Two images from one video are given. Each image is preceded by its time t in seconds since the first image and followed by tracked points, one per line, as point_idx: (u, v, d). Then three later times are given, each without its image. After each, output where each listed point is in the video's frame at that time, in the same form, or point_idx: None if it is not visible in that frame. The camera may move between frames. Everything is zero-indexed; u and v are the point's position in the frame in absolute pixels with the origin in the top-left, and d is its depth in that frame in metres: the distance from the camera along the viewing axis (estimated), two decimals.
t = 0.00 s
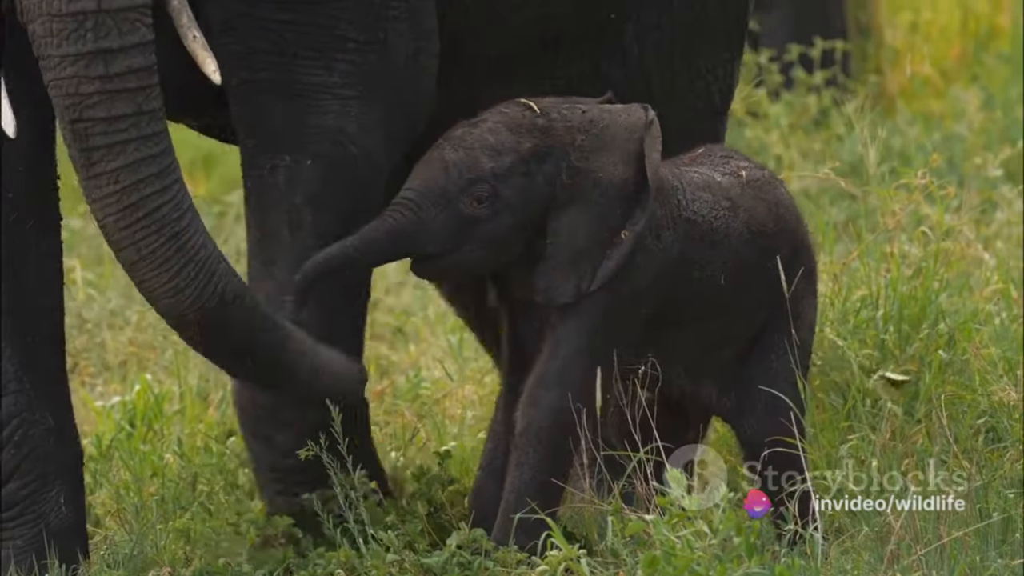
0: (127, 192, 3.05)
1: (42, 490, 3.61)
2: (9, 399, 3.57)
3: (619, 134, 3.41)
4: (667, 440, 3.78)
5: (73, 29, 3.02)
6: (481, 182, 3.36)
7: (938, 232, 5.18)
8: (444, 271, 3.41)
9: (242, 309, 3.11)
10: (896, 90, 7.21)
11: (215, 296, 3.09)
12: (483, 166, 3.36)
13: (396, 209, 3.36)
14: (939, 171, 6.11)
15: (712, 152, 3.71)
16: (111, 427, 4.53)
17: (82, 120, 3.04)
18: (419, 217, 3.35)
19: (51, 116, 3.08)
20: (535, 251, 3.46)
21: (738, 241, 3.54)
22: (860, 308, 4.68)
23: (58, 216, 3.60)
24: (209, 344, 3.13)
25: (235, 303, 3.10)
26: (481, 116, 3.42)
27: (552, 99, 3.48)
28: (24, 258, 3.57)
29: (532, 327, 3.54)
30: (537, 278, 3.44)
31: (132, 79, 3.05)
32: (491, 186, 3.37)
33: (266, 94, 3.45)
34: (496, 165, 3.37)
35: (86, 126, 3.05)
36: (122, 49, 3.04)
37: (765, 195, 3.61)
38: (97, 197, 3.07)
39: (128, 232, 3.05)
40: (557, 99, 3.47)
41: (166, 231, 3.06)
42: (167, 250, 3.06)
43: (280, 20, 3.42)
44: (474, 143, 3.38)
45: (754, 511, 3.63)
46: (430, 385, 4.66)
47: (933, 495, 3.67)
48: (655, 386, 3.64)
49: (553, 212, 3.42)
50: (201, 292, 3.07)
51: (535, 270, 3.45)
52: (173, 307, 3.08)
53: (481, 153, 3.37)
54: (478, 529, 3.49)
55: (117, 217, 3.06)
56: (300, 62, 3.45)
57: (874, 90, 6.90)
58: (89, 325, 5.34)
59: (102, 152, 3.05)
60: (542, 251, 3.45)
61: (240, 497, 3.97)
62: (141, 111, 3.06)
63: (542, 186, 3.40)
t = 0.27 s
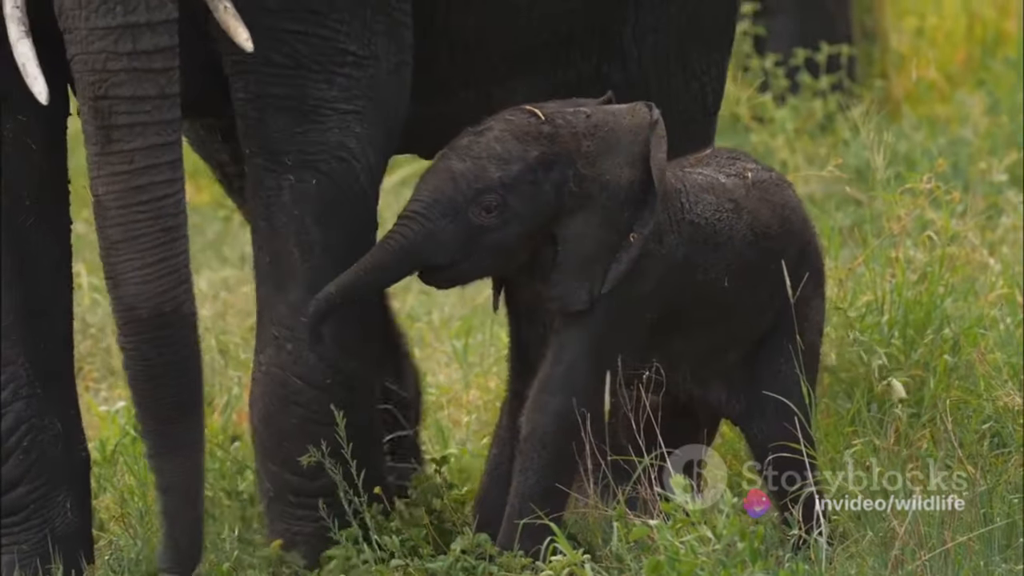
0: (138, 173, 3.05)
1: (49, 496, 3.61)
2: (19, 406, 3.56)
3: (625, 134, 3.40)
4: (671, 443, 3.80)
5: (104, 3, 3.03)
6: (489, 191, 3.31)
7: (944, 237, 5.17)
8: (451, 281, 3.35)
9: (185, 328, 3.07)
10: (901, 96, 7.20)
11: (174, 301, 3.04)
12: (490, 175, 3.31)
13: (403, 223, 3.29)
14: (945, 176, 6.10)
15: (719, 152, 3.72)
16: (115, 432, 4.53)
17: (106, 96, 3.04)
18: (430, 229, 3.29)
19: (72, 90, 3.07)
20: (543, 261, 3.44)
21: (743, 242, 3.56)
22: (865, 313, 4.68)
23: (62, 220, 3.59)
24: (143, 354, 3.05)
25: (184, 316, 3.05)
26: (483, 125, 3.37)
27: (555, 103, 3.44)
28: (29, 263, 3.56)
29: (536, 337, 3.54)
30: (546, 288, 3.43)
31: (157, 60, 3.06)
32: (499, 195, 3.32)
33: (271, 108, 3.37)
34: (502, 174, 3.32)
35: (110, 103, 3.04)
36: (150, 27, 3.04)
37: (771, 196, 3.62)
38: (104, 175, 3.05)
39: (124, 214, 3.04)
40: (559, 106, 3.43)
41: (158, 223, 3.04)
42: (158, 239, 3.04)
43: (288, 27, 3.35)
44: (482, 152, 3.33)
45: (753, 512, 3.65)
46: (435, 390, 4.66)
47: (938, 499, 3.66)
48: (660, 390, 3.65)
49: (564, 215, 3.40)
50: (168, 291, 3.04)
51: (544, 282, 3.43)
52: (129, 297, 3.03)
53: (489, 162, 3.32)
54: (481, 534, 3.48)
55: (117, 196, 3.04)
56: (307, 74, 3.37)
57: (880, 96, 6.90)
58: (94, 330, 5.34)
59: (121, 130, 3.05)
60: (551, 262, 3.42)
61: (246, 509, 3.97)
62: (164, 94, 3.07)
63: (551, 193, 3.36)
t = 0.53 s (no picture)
0: (126, 161, 3.02)
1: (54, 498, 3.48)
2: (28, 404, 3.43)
3: (623, 137, 3.42)
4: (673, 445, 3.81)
5: None
6: (488, 194, 3.31)
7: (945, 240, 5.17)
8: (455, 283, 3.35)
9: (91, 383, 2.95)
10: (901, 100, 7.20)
11: (93, 323, 2.96)
12: (490, 177, 3.31)
13: (402, 227, 3.28)
14: (946, 179, 6.10)
15: (715, 154, 3.74)
16: (117, 435, 4.52)
17: (122, 77, 3.04)
18: (431, 232, 3.28)
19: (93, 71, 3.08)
20: (544, 263, 3.44)
21: (740, 243, 3.57)
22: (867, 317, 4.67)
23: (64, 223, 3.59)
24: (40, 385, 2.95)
25: (92, 347, 2.95)
26: (480, 128, 3.37)
27: (554, 108, 3.44)
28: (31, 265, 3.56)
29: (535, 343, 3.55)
30: (546, 290, 3.42)
31: (180, 47, 3.05)
32: (497, 199, 3.32)
33: (277, 114, 3.35)
34: (501, 177, 3.31)
35: (124, 84, 3.04)
36: (177, 14, 3.05)
37: (767, 198, 3.64)
38: (96, 157, 3.04)
39: (94, 202, 3.01)
40: (554, 110, 3.43)
41: (123, 227, 3.00)
42: (113, 236, 3.00)
43: (303, 31, 3.33)
44: (481, 155, 3.32)
45: (754, 511, 3.74)
46: (436, 394, 4.65)
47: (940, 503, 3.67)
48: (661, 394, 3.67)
49: (564, 217, 3.40)
50: (92, 310, 2.96)
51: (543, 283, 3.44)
52: (63, 296, 2.98)
53: (488, 164, 3.31)
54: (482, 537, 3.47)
55: (102, 181, 3.02)
56: (315, 78, 3.36)
57: (881, 100, 6.91)
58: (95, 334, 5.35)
59: (128, 114, 3.04)
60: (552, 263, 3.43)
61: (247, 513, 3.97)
62: (178, 86, 3.06)
63: (549, 196, 3.36)
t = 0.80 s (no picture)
0: (137, 147, 3.00)
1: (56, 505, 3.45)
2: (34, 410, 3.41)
3: (617, 137, 3.40)
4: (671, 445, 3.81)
5: None
6: (487, 194, 3.31)
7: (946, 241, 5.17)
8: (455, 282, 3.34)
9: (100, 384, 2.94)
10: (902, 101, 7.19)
11: (107, 322, 2.95)
12: (488, 177, 3.31)
13: (401, 228, 3.26)
14: (948, 180, 6.10)
15: (706, 154, 3.76)
16: (118, 435, 4.52)
17: (138, 57, 3.03)
18: (430, 232, 3.26)
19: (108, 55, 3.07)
20: (542, 264, 3.43)
21: (732, 241, 3.59)
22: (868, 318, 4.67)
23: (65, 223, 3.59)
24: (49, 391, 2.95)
25: (105, 347, 2.94)
26: (478, 129, 3.37)
27: (548, 109, 3.44)
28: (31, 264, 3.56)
29: (532, 346, 3.57)
30: (543, 291, 3.42)
31: (198, 30, 3.04)
32: (496, 198, 3.32)
33: (291, 123, 3.34)
34: (499, 177, 3.32)
35: (138, 65, 3.02)
36: None
37: (758, 196, 3.66)
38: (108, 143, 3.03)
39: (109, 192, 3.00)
40: (548, 110, 3.44)
41: (134, 219, 2.98)
42: (126, 228, 2.98)
43: (319, 38, 3.32)
44: (479, 155, 3.32)
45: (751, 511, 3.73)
46: (436, 395, 4.65)
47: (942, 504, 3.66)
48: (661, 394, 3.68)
49: (562, 217, 3.40)
50: (105, 308, 2.95)
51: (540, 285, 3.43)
52: (76, 294, 2.97)
53: (486, 164, 3.32)
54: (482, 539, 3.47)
55: (113, 171, 3.00)
56: (330, 86, 3.35)
57: (882, 100, 6.91)
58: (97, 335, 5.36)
59: (140, 98, 3.02)
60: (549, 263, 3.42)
61: (248, 514, 3.97)
62: (193, 72, 3.04)
63: (546, 196, 3.37)
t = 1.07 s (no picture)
0: (192, 136, 2.93)
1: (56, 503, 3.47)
2: (37, 410, 3.43)
3: (617, 133, 3.44)
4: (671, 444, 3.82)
5: None
6: (493, 188, 3.29)
7: (947, 239, 5.18)
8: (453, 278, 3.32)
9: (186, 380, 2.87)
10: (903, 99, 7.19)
11: (183, 317, 2.88)
12: (494, 172, 3.29)
13: (406, 221, 3.23)
14: (949, 178, 6.11)
15: (697, 151, 3.77)
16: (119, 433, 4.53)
17: (179, 45, 2.96)
18: (435, 225, 3.24)
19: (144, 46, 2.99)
20: (543, 259, 3.42)
21: (726, 238, 3.60)
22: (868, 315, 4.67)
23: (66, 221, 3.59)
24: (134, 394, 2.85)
25: (185, 343, 2.87)
26: (480, 125, 3.35)
27: (546, 105, 3.44)
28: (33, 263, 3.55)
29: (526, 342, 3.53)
30: (543, 287, 3.42)
31: (237, 13, 2.98)
32: (502, 194, 3.30)
33: (302, 124, 3.35)
34: (505, 172, 3.30)
35: (181, 52, 2.95)
36: None
37: (749, 192, 3.68)
38: (158, 135, 2.95)
39: (168, 184, 2.92)
40: (546, 108, 3.44)
41: (196, 211, 2.91)
42: (189, 219, 2.91)
43: (337, 38, 3.32)
44: (484, 150, 3.31)
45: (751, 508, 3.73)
46: (437, 393, 4.66)
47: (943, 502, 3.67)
48: (661, 392, 3.68)
49: (562, 214, 3.40)
50: (180, 304, 2.87)
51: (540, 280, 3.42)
52: (144, 292, 2.88)
53: (491, 159, 3.30)
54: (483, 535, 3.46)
55: (168, 164, 2.92)
56: (342, 88, 3.36)
57: (883, 98, 6.92)
58: (98, 332, 5.37)
59: (187, 85, 2.95)
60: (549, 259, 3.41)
61: (248, 512, 3.97)
62: (234, 55, 2.98)
63: (550, 193, 3.36)
